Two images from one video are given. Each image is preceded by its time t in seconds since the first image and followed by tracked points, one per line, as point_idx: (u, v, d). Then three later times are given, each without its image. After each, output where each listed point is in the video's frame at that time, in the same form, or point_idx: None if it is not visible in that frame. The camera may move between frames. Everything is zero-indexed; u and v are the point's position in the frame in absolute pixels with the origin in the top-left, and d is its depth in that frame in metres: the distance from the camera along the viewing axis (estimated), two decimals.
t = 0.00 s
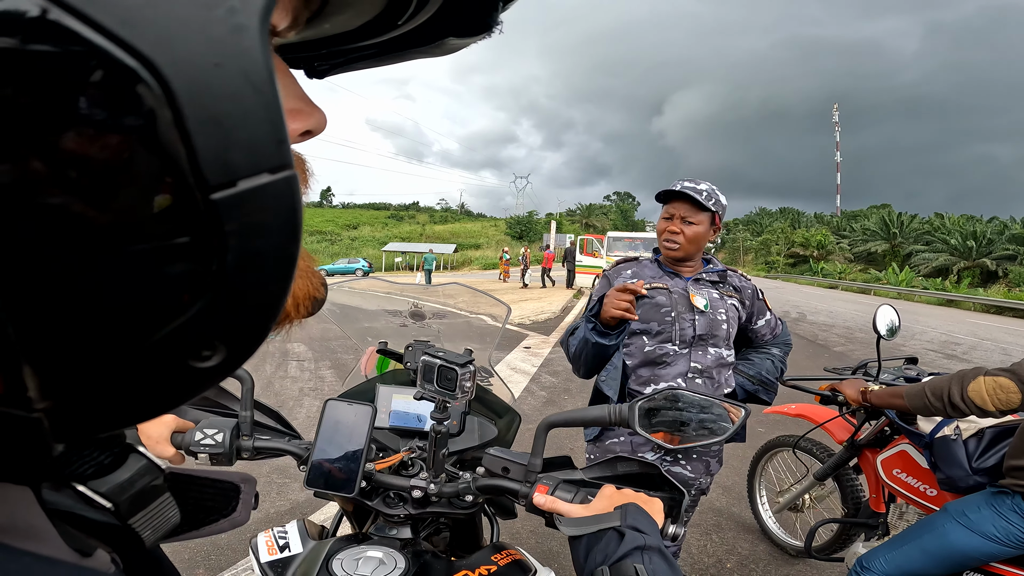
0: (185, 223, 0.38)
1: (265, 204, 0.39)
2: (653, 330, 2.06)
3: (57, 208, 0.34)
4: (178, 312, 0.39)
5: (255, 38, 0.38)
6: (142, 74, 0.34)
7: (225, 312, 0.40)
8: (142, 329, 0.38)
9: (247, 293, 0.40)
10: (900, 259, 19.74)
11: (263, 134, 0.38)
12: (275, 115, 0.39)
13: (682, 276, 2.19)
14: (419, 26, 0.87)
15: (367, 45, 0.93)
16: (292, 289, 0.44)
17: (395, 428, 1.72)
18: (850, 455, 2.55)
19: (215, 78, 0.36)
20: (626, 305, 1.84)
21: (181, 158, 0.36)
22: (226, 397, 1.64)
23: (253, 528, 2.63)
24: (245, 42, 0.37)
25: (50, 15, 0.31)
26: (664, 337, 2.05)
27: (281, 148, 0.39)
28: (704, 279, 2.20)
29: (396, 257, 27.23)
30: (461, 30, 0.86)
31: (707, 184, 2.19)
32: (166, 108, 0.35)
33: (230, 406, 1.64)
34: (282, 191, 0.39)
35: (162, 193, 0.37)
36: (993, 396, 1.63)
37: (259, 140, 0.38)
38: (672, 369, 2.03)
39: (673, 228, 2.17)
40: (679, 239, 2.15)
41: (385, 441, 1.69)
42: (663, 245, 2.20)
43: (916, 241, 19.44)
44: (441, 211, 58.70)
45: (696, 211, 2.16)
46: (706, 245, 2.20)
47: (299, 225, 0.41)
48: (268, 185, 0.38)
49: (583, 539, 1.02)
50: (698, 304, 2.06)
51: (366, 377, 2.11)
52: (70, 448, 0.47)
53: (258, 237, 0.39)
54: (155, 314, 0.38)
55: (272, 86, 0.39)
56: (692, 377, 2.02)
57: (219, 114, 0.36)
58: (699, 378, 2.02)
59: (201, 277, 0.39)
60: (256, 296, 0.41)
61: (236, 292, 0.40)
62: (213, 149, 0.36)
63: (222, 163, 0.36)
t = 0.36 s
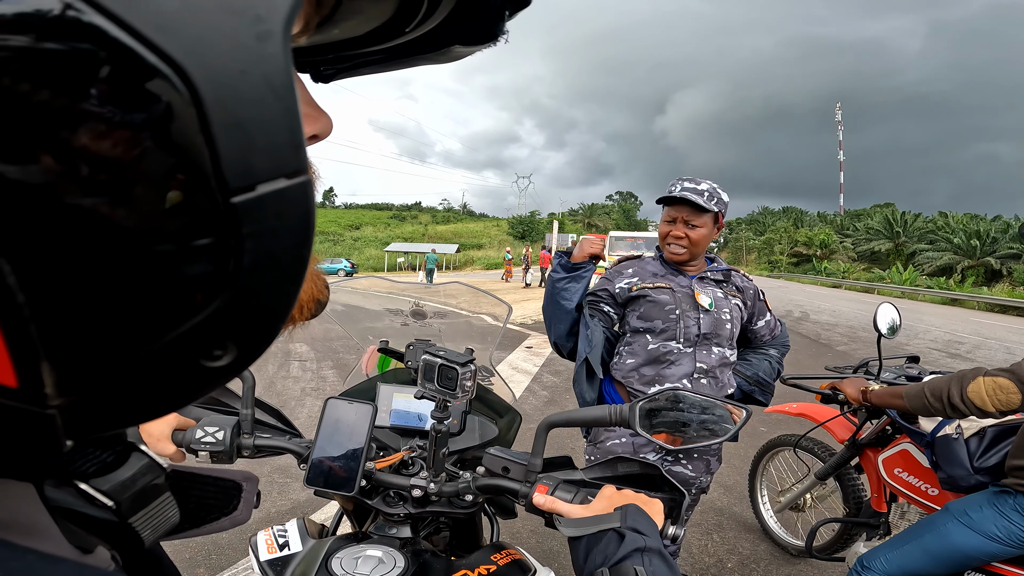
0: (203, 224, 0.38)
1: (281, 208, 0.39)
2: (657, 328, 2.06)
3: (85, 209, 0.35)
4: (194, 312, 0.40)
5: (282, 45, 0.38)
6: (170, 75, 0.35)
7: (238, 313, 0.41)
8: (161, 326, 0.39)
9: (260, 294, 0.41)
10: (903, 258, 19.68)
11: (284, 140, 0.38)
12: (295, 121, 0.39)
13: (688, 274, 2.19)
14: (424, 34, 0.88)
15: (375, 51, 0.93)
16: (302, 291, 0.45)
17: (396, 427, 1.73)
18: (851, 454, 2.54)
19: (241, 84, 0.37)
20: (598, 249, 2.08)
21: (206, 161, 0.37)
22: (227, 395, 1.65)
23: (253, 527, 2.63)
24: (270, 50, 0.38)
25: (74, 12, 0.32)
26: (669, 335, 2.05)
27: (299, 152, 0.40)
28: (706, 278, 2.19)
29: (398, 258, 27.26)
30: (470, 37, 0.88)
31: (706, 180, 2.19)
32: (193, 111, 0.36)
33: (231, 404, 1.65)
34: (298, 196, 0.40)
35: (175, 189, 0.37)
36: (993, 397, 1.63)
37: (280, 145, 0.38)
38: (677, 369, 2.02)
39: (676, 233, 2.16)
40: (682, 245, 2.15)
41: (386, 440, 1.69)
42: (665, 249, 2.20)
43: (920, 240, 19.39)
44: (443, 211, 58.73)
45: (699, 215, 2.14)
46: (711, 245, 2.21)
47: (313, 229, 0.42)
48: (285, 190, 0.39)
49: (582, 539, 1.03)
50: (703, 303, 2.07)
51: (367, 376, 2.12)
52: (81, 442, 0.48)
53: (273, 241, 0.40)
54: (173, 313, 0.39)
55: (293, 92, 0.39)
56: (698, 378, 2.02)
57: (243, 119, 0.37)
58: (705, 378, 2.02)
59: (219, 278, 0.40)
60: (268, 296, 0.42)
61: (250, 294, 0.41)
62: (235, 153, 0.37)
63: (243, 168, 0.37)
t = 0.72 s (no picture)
0: (211, 229, 0.39)
1: (289, 214, 0.39)
2: (656, 329, 2.06)
3: (96, 214, 0.36)
4: (201, 317, 0.40)
5: (292, 51, 0.38)
6: (181, 80, 0.35)
7: (245, 318, 0.41)
8: (169, 331, 0.40)
9: (267, 298, 0.41)
10: (908, 257, 19.61)
11: (293, 146, 0.38)
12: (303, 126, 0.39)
13: (689, 274, 2.19)
14: (429, 39, 0.89)
15: (380, 54, 0.92)
16: (308, 297, 0.45)
17: (399, 428, 1.73)
18: (856, 455, 2.53)
19: (250, 90, 0.37)
20: (600, 254, 1.97)
21: (215, 167, 0.37)
22: (230, 396, 1.65)
23: (257, 528, 2.64)
24: (281, 56, 0.38)
25: (84, 14, 0.33)
26: (667, 336, 2.04)
27: (307, 158, 0.40)
28: (709, 279, 2.19)
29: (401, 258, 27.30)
30: (474, 41, 0.88)
31: (712, 180, 2.18)
32: (203, 117, 0.36)
33: (235, 404, 1.65)
34: (307, 202, 0.40)
35: (180, 192, 0.37)
36: (999, 397, 1.62)
37: (288, 151, 0.38)
38: (675, 369, 2.02)
39: (682, 230, 2.15)
40: (689, 242, 2.14)
41: (389, 440, 1.70)
42: (670, 247, 2.20)
43: (924, 239, 19.31)
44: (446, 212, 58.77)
45: (704, 212, 2.14)
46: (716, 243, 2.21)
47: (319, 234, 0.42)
48: (293, 196, 0.39)
49: (585, 540, 1.02)
50: (701, 304, 2.06)
51: (370, 377, 2.12)
52: (86, 445, 0.48)
53: (281, 246, 0.40)
54: (180, 318, 0.40)
55: (302, 98, 0.39)
56: (696, 378, 2.01)
57: (252, 126, 0.37)
58: (703, 379, 2.02)
59: (226, 283, 0.40)
60: (275, 302, 0.42)
61: (256, 299, 0.41)
62: (245, 160, 0.37)
63: (252, 174, 0.37)
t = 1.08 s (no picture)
0: (220, 233, 0.39)
1: (296, 216, 0.40)
2: (663, 332, 2.05)
3: (107, 218, 0.36)
4: (210, 318, 0.40)
5: (298, 55, 0.38)
6: (190, 83, 0.35)
7: (252, 321, 0.42)
8: (178, 333, 0.40)
9: (275, 301, 0.42)
10: (915, 257, 19.49)
11: (299, 150, 0.39)
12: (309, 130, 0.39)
13: (696, 276, 2.18)
14: (427, 41, 0.89)
15: (377, 58, 0.92)
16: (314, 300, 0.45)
17: (405, 430, 1.73)
18: (865, 456, 2.52)
19: (258, 95, 0.37)
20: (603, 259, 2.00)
21: (224, 171, 0.37)
22: (238, 399, 1.65)
23: (264, 530, 2.64)
24: (287, 62, 0.38)
25: (89, 17, 0.33)
26: (674, 339, 2.04)
27: (313, 161, 0.40)
28: (715, 281, 2.18)
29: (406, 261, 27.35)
30: (470, 45, 0.89)
31: (721, 180, 2.16)
32: (212, 121, 0.36)
33: (242, 407, 1.65)
34: (314, 205, 0.40)
35: (180, 195, 0.37)
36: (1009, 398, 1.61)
37: (294, 156, 0.39)
38: (683, 371, 2.01)
39: (692, 230, 2.15)
40: (699, 242, 2.13)
41: (396, 443, 1.70)
42: (680, 248, 2.18)
43: (931, 239, 19.19)
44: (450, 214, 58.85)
45: (714, 212, 2.14)
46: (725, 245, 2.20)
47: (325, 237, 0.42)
48: (300, 199, 0.39)
49: (592, 542, 1.02)
50: (709, 306, 2.05)
51: (377, 379, 2.12)
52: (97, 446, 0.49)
53: (288, 249, 0.40)
54: (189, 320, 0.40)
55: (308, 101, 0.40)
56: (703, 381, 2.00)
57: (260, 130, 0.37)
58: (710, 381, 2.01)
59: (235, 285, 0.40)
60: (284, 304, 0.42)
61: (264, 301, 0.41)
62: (253, 164, 0.37)
63: (260, 178, 0.38)
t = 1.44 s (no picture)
0: (228, 235, 0.39)
1: (303, 218, 0.40)
2: (671, 335, 2.05)
3: (117, 220, 0.36)
4: (216, 321, 0.41)
5: (304, 58, 0.38)
6: (199, 85, 0.35)
7: (256, 323, 0.41)
8: (184, 336, 0.40)
9: (280, 303, 0.42)
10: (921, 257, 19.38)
11: (306, 153, 0.39)
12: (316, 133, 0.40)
13: (701, 278, 2.17)
14: (427, 45, 0.89)
15: (375, 63, 0.93)
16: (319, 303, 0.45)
17: (412, 433, 1.73)
18: (873, 457, 2.50)
19: (266, 97, 0.37)
20: (609, 267, 1.96)
21: (232, 173, 0.38)
22: (245, 402, 1.66)
23: (271, 532, 2.65)
24: (294, 65, 0.38)
25: (91, 20, 0.34)
26: (682, 342, 2.03)
27: (319, 164, 0.40)
28: (721, 282, 2.17)
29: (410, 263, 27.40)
30: (470, 50, 0.90)
31: (725, 181, 2.16)
32: (221, 122, 0.37)
33: (250, 411, 1.66)
34: (321, 207, 0.40)
35: (180, 197, 0.38)
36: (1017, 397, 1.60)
37: (301, 159, 0.39)
38: (692, 373, 2.01)
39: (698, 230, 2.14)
40: (705, 242, 2.12)
41: (402, 445, 1.70)
42: (685, 249, 2.18)
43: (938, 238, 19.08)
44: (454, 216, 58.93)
45: (719, 213, 2.14)
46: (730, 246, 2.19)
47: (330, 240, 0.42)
48: (305, 202, 0.39)
49: (599, 544, 1.02)
50: (716, 309, 2.04)
51: (382, 381, 2.12)
52: (103, 451, 0.49)
53: (294, 251, 0.40)
54: (195, 323, 0.40)
55: (315, 103, 0.40)
56: (712, 383, 2.00)
57: (267, 132, 0.37)
58: (719, 383, 2.01)
59: (242, 288, 0.40)
60: (288, 307, 0.42)
61: (270, 304, 0.41)
62: (260, 166, 0.37)
63: (268, 180, 0.38)
